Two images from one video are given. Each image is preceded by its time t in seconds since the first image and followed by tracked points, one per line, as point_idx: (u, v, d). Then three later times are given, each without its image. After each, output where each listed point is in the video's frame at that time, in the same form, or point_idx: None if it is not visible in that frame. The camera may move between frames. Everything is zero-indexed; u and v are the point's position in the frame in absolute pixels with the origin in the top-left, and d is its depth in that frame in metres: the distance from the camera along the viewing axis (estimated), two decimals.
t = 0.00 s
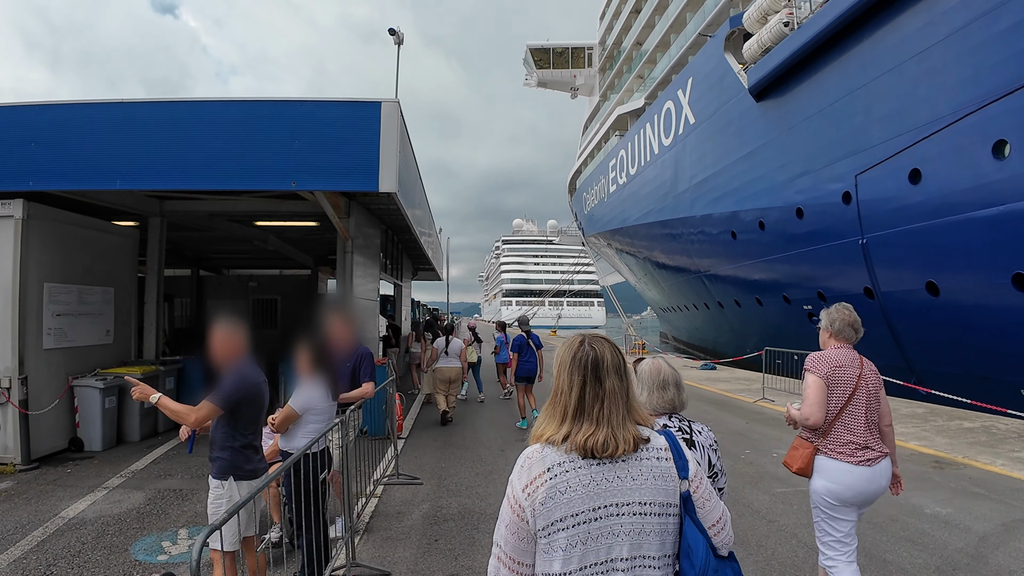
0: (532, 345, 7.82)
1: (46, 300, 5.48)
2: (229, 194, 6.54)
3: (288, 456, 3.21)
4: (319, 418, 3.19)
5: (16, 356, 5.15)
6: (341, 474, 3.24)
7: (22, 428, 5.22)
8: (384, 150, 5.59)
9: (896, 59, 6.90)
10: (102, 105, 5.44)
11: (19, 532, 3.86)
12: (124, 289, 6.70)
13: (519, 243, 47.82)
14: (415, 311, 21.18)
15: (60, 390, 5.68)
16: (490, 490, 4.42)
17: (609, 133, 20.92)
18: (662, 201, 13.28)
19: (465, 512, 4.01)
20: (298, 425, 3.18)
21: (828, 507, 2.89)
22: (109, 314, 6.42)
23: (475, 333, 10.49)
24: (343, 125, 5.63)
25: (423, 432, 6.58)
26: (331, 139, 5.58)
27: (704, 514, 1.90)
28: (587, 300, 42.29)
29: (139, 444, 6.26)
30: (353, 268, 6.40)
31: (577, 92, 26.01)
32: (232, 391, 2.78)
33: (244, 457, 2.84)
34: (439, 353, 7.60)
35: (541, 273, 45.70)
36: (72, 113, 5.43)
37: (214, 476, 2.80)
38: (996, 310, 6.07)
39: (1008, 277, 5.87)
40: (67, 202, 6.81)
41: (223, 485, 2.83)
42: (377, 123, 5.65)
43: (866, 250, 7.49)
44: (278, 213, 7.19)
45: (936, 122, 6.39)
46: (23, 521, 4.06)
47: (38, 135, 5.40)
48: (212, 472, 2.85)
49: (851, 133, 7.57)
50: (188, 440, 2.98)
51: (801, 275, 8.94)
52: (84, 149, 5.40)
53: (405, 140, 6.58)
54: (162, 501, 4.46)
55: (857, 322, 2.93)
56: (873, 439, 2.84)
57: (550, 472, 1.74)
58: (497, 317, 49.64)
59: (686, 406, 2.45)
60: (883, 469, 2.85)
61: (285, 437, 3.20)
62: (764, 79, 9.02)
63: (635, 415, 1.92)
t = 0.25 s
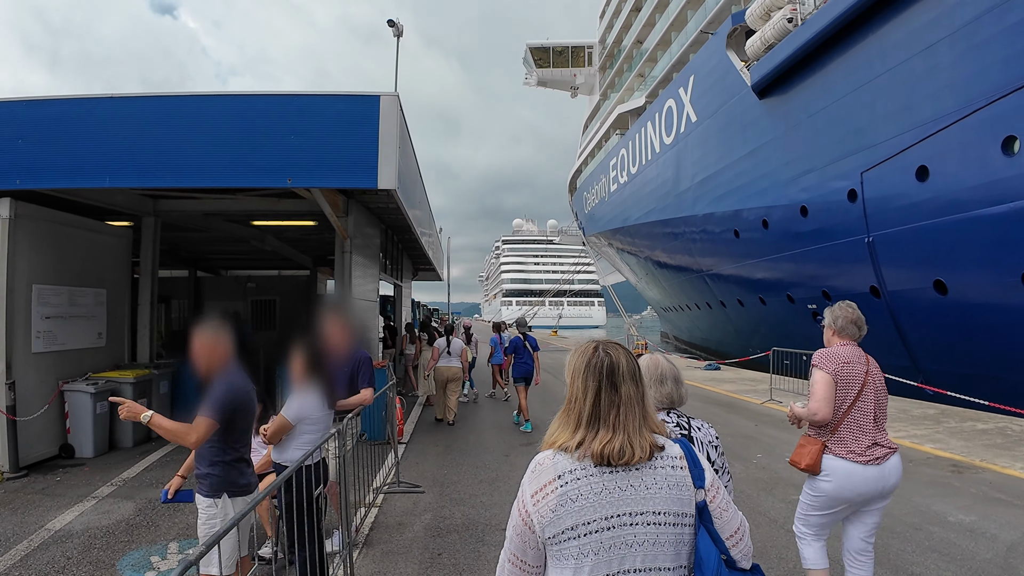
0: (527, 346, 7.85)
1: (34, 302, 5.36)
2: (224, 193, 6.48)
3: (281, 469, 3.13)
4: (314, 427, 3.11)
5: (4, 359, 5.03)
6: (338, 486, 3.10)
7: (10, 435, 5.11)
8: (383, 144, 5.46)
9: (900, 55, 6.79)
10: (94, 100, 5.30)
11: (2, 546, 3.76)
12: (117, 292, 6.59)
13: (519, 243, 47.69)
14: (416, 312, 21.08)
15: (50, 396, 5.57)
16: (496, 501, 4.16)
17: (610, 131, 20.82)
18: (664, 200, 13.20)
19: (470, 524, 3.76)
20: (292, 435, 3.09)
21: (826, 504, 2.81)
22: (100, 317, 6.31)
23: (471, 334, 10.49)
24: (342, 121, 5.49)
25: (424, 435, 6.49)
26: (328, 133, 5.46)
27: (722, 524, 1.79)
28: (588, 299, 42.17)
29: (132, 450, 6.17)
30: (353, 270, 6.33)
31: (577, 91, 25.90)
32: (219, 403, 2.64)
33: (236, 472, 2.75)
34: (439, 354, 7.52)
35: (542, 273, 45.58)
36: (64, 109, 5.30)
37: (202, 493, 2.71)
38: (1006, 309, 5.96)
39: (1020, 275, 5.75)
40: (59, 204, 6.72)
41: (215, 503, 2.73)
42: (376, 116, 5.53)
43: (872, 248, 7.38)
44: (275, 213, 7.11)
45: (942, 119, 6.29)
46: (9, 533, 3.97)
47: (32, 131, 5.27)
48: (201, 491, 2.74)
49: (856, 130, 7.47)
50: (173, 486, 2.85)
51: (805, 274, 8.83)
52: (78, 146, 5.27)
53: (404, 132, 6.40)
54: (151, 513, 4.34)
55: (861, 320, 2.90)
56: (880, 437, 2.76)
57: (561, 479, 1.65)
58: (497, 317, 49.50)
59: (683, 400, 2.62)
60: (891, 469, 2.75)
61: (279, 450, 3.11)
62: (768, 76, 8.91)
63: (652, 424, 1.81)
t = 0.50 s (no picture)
0: (521, 343, 7.86)
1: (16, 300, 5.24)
2: (214, 187, 6.37)
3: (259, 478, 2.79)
4: (298, 431, 2.80)
5: None
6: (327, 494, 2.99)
7: None
8: (377, 138, 5.12)
9: (905, 50, 6.70)
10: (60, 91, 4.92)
11: None
12: (103, 291, 6.48)
13: (518, 243, 47.63)
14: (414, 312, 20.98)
15: (32, 399, 5.45)
16: (495, 509, 3.97)
17: (609, 131, 20.74)
18: (664, 199, 13.11)
19: (468, 534, 3.58)
20: (273, 440, 2.77)
21: (812, 497, 2.76)
22: (86, 317, 6.20)
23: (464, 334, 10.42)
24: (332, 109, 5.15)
25: (422, 436, 6.39)
26: (319, 123, 5.13)
27: (732, 518, 1.69)
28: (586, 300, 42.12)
29: (119, 453, 6.05)
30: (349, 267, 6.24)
31: (576, 91, 25.84)
32: (195, 418, 2.24)
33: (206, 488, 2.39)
34: (433, 354, 7.46)
35: (540, 273, 45.51)
36: (29, 100, 4.93)
37: (158, 520, 2.32)
38: (1012, 306, 5.88)
39: None
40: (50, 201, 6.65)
41: (189, 532, 2.34)
42: (370, 106, 5.21)
43: (876, 246, 7.31)
44: (267, 208, 6.99)
45: (947, 114, 6.21)
46: None
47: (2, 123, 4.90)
48: (165, 520, 2.32)
49: (859, 127, 7.39)
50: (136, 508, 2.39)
51: (807, 272, 8.75)
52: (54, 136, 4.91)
53: (401, 125, 6.09)
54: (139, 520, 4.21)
55: (846, 318, 2.83)
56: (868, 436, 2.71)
57: (570, 472, 1.57)
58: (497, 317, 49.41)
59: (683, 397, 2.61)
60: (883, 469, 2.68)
61: (262, 457, 2.78)
62: (769, 73, 8.81)
63: (664, 416, 1.73)
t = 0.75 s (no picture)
0: (514, 345, 7.77)
1: None
2: (204, 186, 6.20)
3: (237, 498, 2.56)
4: (280, 445, 2.56)
5: None
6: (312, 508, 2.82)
7: None
8: (369, 129, 5.00)
9: (908, 46, 6.61)
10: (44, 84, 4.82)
11: None
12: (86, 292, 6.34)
13: (515, 244, 47.53)
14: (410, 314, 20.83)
15: (10, 404, 5.31)
16: (493, 521, 3.74)
17: (606, 131, 20.67)
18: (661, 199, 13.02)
19: (466, 548, 3.34)
20: (252, 456, 2.53)
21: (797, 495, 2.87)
22: (68, 319, 6.06)
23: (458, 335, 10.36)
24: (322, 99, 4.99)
25: (418, 439, 6.28)
26: (308, 116, 4.97)
27: (737, 516, 1.63)
28: (583, 301, 42.06)
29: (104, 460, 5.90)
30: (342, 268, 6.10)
31: (573, 91, 25.77)
32: (154, 435, 2.04)
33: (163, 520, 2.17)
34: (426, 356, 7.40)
35: (537, 274, 45.42)
36: (9, 94, 4.82)
37: (111, 560, 2.12)
38: (1017, 306, 5.80)
39: None
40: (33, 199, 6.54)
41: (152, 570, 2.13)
42: (361, 97, 5.03)
43: (878, 245, 7.22)
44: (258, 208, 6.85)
45: (952, 111, 6.12)
46: None
47: None
48: (121, 555, 2.11)
49: (861, 125, 7.31)
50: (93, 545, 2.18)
51: (808, 273, 8.67)
52: (33, 136, 4.79)
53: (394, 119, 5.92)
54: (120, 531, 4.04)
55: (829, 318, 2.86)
56: (854, 434, 2.73)
57: (581, 480, 1.42)
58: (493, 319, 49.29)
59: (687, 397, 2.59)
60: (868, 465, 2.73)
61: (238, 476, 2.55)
62: (768, 72, 8.74)
63: (667, 416, 1.61)
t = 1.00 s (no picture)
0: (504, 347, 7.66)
1: None
2: (189, 181, 6.09)
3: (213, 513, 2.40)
4: (259, 454, 2.42)
5: None
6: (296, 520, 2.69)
7: None
8: (360, 122, 4.68)
9: (909, 44, 6.54)
10: (12, 71, 4.51)
11: None
12: (66, 293, 6.16)
13: (508, 245, 47.40)
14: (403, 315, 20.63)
15: None
16: (490, 531, 3.59)
17: (600, 131, 20.61)
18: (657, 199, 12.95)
19: (461, 561, 3.19)
20: (229, 467, 2.38)
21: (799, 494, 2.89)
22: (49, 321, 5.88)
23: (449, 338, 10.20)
24: (311, 90, 4.71)
25: (411, 443, 6.15)
26: (294, 107, 4.68)
27: (723, 519, 1.72)
28: (577, 302, 42.05)
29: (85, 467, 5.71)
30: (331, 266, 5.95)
31: (567, 91, 25.67)
32: (82, 446, 1.90)
33: (99, 548, 2.04)
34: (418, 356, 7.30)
35: (531, 275, 45.30)
36: None
37: None
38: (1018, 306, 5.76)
39: None
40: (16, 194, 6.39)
41: None
42: (352, 86, 4.73)
43: (876, 245, 7.18)
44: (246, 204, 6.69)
45: (953, 110, 6.06)
46: None
47: None
48: None
49: (859, 124, 7.26)
50: None
51: (804, 273, 8.63)
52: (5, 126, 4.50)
53: (388, 114, 5.63)
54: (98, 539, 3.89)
55: (826, 315, 2.93)
56: (848, 429, 2.82)
57: (572, 487, 1.45)
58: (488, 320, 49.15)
59: (682, 398, 2.61)
60: (862, 461, 2.82)
61: (210, 488, 2.39)
62: (766, 71, 8.68)
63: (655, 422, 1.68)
